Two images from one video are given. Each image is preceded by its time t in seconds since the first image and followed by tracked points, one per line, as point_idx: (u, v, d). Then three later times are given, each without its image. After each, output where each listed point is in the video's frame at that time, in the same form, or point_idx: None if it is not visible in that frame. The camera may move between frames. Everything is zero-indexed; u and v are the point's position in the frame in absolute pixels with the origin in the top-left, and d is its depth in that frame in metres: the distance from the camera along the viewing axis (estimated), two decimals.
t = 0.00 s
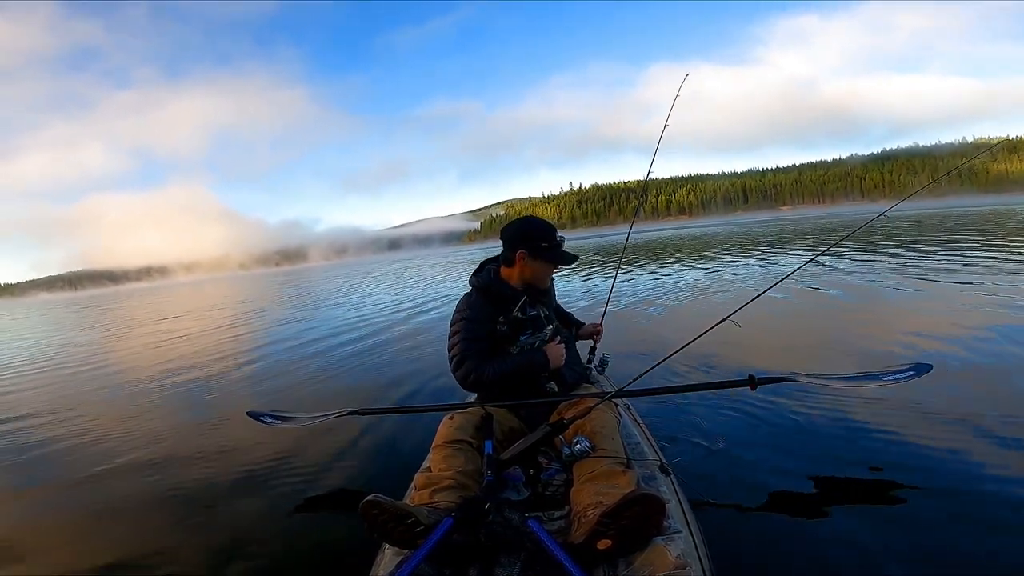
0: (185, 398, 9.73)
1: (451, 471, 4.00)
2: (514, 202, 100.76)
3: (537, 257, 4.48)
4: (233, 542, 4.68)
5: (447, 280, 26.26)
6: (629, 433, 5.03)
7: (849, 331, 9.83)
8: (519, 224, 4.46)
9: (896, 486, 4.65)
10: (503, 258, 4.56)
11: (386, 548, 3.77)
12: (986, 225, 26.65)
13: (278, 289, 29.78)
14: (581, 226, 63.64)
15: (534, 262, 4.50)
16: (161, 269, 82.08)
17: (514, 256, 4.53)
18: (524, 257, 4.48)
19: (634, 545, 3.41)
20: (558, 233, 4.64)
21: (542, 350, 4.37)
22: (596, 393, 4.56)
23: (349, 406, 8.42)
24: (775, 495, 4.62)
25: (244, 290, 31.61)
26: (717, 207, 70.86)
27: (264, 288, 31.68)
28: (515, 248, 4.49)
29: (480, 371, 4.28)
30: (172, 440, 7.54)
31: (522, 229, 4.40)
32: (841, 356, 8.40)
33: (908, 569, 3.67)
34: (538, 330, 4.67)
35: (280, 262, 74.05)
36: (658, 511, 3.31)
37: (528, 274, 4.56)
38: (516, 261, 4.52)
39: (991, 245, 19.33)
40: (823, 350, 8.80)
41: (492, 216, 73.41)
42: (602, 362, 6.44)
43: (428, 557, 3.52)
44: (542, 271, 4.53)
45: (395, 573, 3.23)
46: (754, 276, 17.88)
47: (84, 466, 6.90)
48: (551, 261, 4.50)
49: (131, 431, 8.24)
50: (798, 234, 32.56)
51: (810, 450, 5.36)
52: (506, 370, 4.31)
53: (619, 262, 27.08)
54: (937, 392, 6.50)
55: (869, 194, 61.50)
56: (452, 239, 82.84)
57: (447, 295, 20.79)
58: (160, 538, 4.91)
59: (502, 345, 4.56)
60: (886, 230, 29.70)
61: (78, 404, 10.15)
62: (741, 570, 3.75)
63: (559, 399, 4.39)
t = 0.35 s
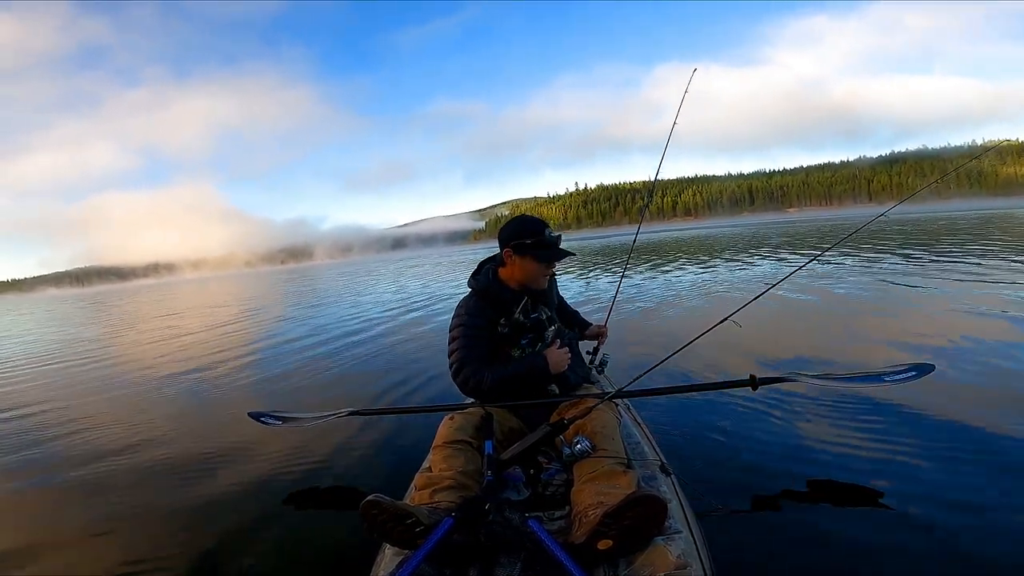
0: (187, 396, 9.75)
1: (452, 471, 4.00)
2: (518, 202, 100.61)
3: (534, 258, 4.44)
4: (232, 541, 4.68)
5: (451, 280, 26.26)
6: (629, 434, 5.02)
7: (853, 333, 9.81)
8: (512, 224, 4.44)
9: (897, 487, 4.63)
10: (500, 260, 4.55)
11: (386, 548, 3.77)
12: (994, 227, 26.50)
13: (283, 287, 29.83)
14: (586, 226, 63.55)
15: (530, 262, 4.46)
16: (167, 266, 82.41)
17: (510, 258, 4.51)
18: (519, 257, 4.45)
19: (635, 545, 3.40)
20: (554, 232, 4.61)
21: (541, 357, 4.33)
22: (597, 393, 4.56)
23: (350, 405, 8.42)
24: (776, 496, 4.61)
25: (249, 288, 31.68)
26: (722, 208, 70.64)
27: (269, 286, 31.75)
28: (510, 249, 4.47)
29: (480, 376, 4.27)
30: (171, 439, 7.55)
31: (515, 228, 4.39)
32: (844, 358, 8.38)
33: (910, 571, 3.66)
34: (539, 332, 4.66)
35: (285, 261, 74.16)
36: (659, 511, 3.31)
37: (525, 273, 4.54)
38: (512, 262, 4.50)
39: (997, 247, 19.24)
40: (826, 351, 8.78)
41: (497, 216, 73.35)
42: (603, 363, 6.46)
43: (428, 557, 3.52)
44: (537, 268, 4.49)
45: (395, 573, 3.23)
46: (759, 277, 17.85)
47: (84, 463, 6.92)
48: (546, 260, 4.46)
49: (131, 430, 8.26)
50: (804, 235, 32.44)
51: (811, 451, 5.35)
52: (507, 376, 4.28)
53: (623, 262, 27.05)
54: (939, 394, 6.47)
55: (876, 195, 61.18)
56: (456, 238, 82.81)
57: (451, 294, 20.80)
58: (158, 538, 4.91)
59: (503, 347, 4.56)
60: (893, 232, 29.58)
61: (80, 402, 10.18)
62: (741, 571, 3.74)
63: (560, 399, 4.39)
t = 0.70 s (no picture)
0: (187, 393, 9.74)
1: (451, 471, 4.01)
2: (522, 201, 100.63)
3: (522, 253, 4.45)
4: (231, 540, 4.68)
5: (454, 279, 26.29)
6: (629, 434, 5.02)
7: (855, 334, 9.80)
8: (499, 222, 4.46)
9: (898, 489, 4.61)
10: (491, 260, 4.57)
11: (386, 548, 3.78)
12: (999, 229, 26.41)
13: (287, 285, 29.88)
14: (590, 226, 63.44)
15: (517, 257, 4.46)
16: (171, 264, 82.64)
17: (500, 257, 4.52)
18: (509, 254, 4.44)
19: (635, 545, 3.40)
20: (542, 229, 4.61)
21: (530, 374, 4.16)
22: (596, 393, 4.55)
23: (350, 403, 8.43)
24: (776, 497, 4.60)
25: (253, 285, 31.74)
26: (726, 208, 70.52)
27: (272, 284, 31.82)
28: (500, 248, 4.48)
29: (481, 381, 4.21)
30: (172, 436, 7.55)
31: (499, 225, 4.41)
32: (845, 359, 8.38)
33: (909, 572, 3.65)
34: (539, 332, 4.63)
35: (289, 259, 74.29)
36: (658, 511, 3.30)
37: (519, 271, 4.52)
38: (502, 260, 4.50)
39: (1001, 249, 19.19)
40: (827, 352, 8.78)
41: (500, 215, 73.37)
42: (603, 363, 6.47)
43: (428, 557, 3.52)
44: (527, 262, 4.47)
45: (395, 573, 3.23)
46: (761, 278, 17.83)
47: (84, 459, 6.92)
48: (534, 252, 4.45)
49: (132, 427, 8.26)
50: (807, 236, 32.37)
51: (812, 453, 5.33)
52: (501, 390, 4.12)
53: (626, 262, 27.04)
54: (940, 395, 6.45)
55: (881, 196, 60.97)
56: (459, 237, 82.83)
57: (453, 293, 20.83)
58: (158, 537, 4.90)
59: (504, 349, 4.55)
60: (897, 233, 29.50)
61: (80, 398, 10.18)
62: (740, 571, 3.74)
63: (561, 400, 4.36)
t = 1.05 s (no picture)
0: (189, 388, 9.75)
1: (451, 471, 4.00)
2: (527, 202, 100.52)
3: (521, 253, 4.44)
4: (230, 538, 4.68)
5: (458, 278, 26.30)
6: (629, 434, 5.01)
7: (858, 338, 9.77)
8: (496, 224, 4.44)
9: (900, 490, 4.58)
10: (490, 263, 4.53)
11: (386, 549, 3.77)
12: (1006, 234, 26.26)
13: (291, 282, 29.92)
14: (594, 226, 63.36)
15: (519, 258, 4.45)
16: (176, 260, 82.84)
17: (500, 259, 4.50)
18: (509, 255, 4.44)
19: (635, 544, 3.39)
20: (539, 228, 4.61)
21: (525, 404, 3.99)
22: (597, 393, 4.54)
23: (351, 401, 8.44)
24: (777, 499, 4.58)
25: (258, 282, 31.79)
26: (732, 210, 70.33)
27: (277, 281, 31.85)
28: (499, 249, 4.46)
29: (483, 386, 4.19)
30: (172, 430, 7.55)
31: (498, 226, 4.39)
32: (847, 361, 8.36)
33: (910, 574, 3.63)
34: (539, 333, 4.65)
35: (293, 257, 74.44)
36: (659, 511, 3.30)
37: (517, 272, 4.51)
38: (502, 262, 4.49)
39: (1008, 254, 19.10)
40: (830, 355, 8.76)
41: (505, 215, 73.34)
42: (603, 363, 6.47)
43: (428, 558, 3.51)
44: (525, 263, 4.47)
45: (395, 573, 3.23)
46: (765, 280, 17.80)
47: (84, 451, 6.92)
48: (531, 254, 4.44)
49: (133, 421, 8.27)
50: (814, 239, 32.26)
51: (812, 454, 5.31)
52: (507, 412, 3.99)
53: (630, 263, 26.99)
54: (942, 398, 6.42)
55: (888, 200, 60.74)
56: (464, 237, 82.90)
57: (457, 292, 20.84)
58: (157, 533, 4.90)
59: (504, 350, 4.55)
60: (905, 237, 29.36)
61: (82, 391, 10.19)
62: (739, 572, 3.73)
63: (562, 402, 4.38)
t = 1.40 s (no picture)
0: (192, 389, 9.81)
1: (451, 471, 4.01)
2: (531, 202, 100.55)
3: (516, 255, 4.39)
4: (231, 538, 4.70)
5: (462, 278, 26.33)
6: (629, 434, 5.01)
7: (861, 337, 9.74)
8: (492, 226, 4.39)
9: (900, 491, 4.58)
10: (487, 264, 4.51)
11: (386, 549, 3.78)
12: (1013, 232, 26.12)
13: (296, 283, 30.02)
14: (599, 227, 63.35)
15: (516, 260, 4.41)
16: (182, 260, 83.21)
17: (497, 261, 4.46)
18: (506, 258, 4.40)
19: (635, 545, 3.38)
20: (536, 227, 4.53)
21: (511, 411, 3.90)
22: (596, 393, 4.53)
23: (353, 401, 8.46)
24: (777, 499, 4.58)
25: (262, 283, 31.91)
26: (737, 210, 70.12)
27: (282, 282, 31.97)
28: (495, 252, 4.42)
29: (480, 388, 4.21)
30: (174, 431, 7.59)
31: (493, 229, 4.35)
32: (849, 361, 8.34)
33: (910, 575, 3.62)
34: (538, 335, 4.64)
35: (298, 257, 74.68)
36: (660, 512, 3.29)
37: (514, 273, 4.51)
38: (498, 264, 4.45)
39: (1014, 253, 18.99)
40: (832, 355, 8.73)
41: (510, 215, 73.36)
42: (603, 363, 6.47)
43: (428, 558, 3.52)
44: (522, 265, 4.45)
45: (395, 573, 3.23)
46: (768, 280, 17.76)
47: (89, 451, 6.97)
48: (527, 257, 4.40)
49: (136, 423, 8.31)
50: (819, 238, 32.15)
51: (813, 454, 5.30)
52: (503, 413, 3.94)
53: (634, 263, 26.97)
54: (945, 398, 6.40)
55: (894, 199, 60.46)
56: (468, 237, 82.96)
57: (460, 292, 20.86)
58: (159, 534, 4.93)
59: (504, 350, 4.57)
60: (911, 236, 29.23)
61: (87, 392, 10.25)
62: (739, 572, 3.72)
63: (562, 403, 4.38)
